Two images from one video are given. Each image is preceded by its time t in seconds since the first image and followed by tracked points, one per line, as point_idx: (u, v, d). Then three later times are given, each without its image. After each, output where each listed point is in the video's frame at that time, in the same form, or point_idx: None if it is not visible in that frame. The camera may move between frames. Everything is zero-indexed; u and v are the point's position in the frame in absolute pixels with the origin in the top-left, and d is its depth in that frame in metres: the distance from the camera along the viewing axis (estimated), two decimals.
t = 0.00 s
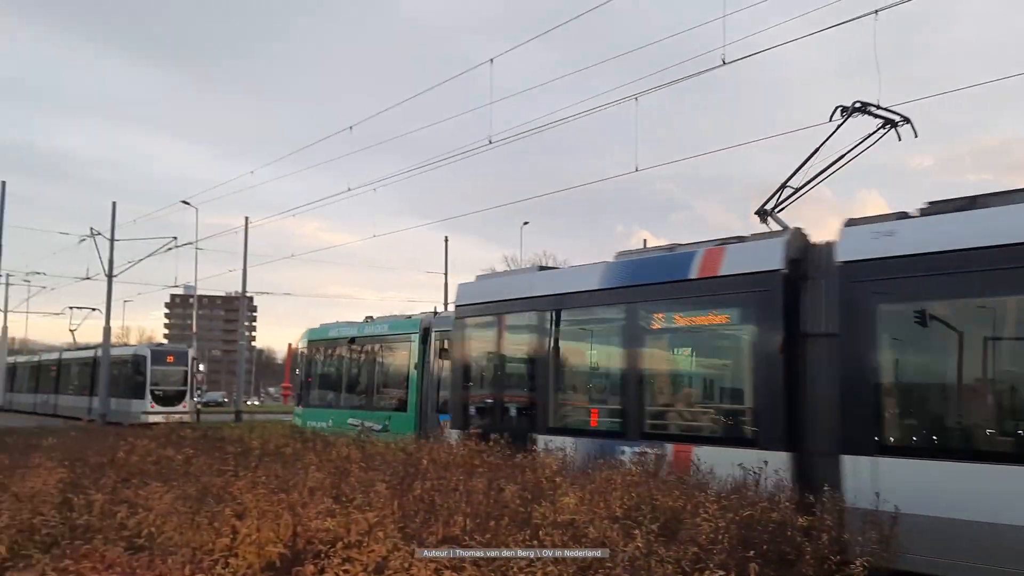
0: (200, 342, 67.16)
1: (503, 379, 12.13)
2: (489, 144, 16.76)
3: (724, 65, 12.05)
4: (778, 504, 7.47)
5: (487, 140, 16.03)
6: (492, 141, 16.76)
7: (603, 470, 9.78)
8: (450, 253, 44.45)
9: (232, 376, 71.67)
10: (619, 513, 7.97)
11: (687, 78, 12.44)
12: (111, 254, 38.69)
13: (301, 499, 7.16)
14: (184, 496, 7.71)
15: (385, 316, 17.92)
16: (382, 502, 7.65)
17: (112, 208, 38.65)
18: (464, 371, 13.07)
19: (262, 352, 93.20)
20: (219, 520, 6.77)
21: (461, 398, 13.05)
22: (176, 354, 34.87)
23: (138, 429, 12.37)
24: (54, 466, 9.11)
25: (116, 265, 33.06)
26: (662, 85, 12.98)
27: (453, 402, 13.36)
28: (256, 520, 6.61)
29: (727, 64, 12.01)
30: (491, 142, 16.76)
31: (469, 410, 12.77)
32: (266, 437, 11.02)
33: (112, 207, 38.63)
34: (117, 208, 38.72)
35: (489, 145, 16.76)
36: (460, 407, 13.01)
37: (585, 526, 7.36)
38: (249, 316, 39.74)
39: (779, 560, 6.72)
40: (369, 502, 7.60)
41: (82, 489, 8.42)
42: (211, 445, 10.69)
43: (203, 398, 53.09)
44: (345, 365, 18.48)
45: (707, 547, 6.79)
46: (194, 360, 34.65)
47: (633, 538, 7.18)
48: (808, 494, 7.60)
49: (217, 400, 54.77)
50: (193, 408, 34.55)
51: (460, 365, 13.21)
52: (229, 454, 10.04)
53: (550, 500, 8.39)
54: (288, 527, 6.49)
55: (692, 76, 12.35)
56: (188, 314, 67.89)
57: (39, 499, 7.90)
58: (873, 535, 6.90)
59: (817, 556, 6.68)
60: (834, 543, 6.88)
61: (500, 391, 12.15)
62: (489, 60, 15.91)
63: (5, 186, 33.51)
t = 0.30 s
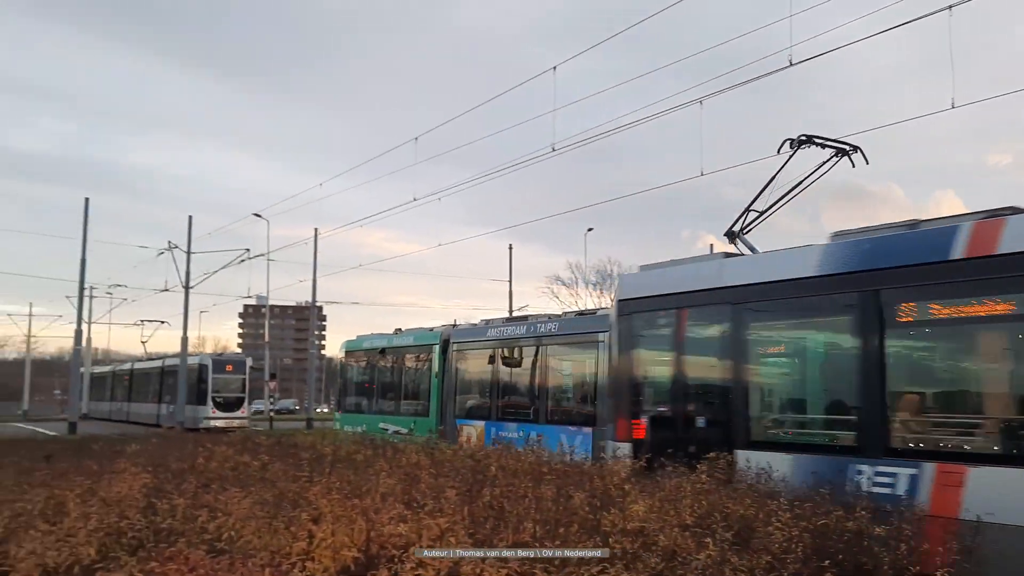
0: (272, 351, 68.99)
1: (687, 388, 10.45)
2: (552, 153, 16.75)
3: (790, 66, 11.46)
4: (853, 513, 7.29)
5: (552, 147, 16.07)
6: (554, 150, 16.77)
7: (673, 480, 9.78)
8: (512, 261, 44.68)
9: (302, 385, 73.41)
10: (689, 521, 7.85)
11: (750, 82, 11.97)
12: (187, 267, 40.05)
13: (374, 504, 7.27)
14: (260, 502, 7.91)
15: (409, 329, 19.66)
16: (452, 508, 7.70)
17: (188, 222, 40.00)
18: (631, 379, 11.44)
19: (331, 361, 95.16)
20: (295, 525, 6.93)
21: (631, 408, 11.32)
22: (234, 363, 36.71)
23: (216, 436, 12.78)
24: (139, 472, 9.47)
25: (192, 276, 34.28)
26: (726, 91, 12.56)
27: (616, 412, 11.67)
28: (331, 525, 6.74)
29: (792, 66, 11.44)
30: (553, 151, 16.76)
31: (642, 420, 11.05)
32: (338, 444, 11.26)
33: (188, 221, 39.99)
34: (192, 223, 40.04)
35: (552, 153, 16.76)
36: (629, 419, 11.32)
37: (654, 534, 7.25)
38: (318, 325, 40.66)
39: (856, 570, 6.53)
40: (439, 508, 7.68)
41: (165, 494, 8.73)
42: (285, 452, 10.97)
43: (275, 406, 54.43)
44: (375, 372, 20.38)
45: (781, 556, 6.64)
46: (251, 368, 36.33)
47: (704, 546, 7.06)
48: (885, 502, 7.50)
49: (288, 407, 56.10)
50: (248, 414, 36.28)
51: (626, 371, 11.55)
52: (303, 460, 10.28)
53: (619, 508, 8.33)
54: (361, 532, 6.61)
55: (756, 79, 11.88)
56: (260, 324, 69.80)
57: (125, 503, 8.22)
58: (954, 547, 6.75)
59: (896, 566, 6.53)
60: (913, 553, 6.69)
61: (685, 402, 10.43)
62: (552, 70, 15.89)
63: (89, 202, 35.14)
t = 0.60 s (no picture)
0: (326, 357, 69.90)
1: (895, 395, 8.84)
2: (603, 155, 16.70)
3: (845, 62, 11.32)
4: (917, 521, 7.26)
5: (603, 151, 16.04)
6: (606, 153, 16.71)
7: (730, 487, 9.70)
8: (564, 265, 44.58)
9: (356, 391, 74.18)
10: (748, 528, 7.74)
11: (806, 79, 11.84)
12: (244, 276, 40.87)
13: (431, 508, 7.33)
14: (320, 505, 8.04)
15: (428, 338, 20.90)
16: (508, 513, 7.69)
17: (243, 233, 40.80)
18: (826, 381, 9.70)
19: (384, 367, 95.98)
20: (354, 528, 7.01)
21: (831, 417, 9.60)
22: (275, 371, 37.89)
23: (276, 441, 13.03)
24: (202, 476, 9.70)
25: (248, 284, 35.01)
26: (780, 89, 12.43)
27: (808, 418, 9.92)
28: (390, 529, 6.81)
29: (848, 62, 11.29)
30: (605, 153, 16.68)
31: (846, 429, 9.35)
32: (394, 449, 11.38)
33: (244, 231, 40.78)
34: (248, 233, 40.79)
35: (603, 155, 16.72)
36: (828, 428, 9.60)
37: (713, 541, 7.17)
38: (371, 331, 41.11)
39: None
40: (496, 511, 7.69)
41: (228, 498, 8.92)
42: (342, 456, 11.11)
43: (330, 411, 55.06)
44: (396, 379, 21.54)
45: (843, 564, 6.56)
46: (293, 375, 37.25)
47: (764, 553, 6.97)
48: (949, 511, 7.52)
49: (342, 413, 56.68)
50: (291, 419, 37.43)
51: (817, 374, 9.85)
52: (359, 465, 10.39)
53: (676, 513, 8.25)
54: (420, 536, 6.69)
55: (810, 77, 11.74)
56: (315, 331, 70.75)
57: (190, 506, 8.43)
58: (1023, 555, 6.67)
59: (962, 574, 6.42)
60: (980, 561, 6.59)
61: (901, 410, 8.75)
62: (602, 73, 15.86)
63: (151, 212, 36.22)
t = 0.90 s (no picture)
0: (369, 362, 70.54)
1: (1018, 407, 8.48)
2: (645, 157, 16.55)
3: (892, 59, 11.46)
4: (970, 526, 7.16)
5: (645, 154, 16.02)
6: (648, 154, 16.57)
7: (776, 490, 9.61)
8: (604, 269, 44.42)
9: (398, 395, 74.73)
10: (796, 532, 7.63)
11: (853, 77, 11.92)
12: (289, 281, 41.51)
13: (478, 511, 7.34)
14: (366, 508, 8.12)
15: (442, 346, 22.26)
16: (554, 516, 7.66)
17: (290, 239, 41.42)
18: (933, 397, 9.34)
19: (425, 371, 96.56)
20: (401, 530, 7.06)
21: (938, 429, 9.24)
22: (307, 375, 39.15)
23: (322, 444, 13.19)
24: (251, 479, 9.87)
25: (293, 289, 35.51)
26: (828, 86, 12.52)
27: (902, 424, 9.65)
28: (436, 531, 6.85)
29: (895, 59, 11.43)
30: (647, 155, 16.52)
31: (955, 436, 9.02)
32: (438, 452, 11.46)
33: (290, 238, 41.39)
34: (293, 239, 41.38)
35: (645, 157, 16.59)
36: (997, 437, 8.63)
37: (760, 546, 7.09)
38: (412, 336, 41.42)
39: None
40: (542, 514, 7.68)
41: (276, 500, 9.05)
42: (386, 460, 11.22)
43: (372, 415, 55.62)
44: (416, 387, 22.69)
45: (894, 569, 6.47)
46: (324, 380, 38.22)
47: (813, 557, 6.89)
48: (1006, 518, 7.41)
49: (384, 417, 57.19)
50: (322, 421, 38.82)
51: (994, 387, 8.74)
52: (404, 468, 10.48)
53: (722, 517, 8.16)
54: (467, 537, 6.72)
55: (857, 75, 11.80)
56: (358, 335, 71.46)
57: (240, 508, 8.58)
58: None
59: None
60: None
61: None
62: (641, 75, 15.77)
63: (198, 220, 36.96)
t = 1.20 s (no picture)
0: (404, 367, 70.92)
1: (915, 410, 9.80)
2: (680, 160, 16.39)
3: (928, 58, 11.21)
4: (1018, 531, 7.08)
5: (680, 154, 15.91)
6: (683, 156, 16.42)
7: (818, 494, 9.49)
8: (638, 271, 44.20)
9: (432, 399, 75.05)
10: (839, 536, 7.51)
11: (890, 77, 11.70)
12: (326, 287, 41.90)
13: (518, 514, 7.33)
14: (406, 510, 8.17)
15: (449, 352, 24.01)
16: (593, 519, 7.63)
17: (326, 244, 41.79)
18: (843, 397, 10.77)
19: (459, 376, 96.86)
20: (441, 532, 7.09)
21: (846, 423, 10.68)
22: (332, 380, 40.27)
23: (360, 447, 13.29)
24: (292, 481, 9.99)
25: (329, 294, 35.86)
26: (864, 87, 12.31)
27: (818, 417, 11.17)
28: (476, 533, 6.86)
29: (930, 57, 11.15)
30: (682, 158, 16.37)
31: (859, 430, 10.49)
32: (475, 455, 11.49)
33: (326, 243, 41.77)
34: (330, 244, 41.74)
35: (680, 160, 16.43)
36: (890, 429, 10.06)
37: (801, 549, 7.01)
38: (447, 339, 41.58)
39: None
40: (582, 517, 7.64)
41: (316, 502, 9.14)
42: (424, 462, 11.28)
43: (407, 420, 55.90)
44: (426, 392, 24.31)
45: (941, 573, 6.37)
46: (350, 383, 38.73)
47: (857, 561, 6.81)
48: None
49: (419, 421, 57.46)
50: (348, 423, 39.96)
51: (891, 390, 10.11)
52: (442, 470, 10.53)
53: (762, 520, 8.06)
54: (507, 540, 6.72)
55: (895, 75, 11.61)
56: (393, 340, 71.94)
57: (282, 510, 8.67)
58: None
59: None
60: None
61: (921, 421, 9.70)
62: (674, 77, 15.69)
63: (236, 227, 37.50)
